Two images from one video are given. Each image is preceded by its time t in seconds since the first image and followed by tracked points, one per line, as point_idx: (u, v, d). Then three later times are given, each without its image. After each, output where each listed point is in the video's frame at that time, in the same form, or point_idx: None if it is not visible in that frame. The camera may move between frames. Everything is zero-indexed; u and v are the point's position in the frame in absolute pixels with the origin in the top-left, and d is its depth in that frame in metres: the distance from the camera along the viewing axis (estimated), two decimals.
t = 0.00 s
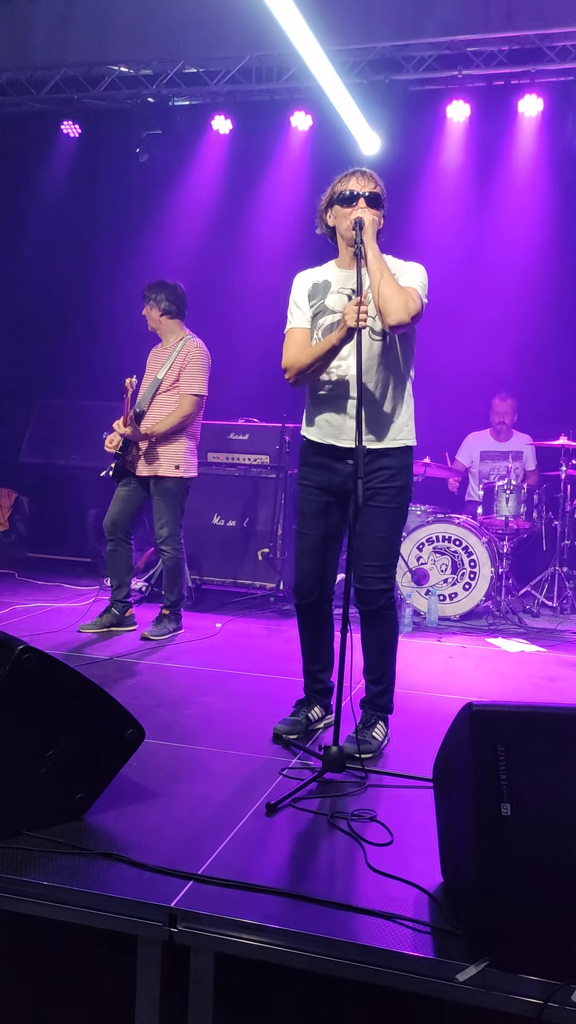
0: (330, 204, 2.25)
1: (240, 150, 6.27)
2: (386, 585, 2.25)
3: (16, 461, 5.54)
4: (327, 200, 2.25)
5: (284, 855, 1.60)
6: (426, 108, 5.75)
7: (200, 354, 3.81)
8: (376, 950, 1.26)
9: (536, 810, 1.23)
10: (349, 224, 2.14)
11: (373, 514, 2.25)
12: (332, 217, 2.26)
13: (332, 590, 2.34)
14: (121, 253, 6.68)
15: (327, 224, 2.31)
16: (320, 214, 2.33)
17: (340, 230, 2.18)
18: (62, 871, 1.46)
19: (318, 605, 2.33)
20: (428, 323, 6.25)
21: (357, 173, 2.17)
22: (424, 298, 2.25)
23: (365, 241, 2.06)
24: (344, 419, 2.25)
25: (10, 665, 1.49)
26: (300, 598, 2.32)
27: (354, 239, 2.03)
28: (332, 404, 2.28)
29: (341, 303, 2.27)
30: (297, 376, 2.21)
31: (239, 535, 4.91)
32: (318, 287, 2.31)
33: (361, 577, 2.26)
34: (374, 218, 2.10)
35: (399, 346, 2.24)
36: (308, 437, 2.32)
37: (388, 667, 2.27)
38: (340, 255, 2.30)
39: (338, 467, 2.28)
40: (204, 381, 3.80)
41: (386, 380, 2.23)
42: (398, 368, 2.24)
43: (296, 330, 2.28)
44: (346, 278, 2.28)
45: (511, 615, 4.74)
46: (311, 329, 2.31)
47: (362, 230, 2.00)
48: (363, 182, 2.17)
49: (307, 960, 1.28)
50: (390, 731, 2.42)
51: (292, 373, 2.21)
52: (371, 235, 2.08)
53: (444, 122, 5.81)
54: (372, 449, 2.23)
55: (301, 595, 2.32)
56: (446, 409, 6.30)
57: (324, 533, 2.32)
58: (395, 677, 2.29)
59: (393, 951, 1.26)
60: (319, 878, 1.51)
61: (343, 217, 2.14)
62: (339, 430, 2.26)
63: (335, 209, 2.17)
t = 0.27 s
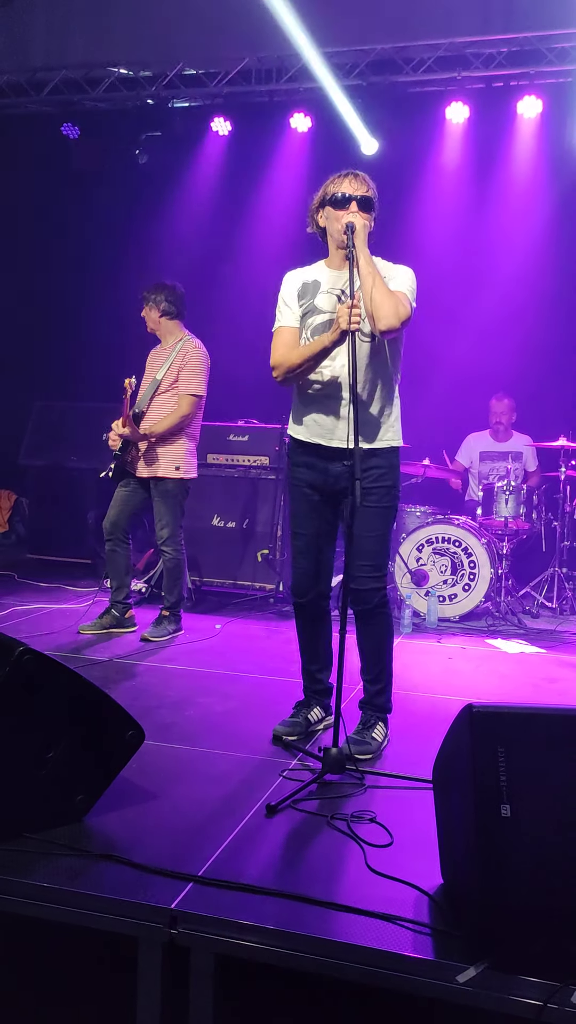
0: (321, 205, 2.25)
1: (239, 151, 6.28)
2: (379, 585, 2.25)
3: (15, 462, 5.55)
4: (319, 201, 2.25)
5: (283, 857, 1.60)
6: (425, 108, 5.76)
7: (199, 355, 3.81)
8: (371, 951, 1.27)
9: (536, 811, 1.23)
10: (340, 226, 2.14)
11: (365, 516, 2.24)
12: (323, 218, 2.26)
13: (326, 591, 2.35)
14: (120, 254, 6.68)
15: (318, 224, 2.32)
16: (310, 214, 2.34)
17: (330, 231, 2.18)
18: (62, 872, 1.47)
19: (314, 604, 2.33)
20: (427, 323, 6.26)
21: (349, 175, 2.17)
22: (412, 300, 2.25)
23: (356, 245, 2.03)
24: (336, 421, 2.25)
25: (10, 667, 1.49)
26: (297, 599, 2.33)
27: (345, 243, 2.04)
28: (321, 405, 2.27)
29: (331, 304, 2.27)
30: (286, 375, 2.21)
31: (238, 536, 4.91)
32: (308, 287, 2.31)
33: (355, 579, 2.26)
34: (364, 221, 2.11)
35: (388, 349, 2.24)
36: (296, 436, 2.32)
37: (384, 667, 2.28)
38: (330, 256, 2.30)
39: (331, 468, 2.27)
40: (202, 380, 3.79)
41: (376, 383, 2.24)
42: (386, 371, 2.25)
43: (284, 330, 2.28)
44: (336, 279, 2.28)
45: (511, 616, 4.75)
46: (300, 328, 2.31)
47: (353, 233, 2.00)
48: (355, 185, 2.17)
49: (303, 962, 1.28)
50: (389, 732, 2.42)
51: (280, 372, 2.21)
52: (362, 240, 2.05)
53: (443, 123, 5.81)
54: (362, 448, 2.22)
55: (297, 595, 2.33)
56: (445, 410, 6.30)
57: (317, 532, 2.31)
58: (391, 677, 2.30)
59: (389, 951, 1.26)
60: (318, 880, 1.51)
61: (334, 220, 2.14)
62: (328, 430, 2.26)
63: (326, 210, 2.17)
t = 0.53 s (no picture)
0: (314, 206, 2.25)
1: (238, 152, 6.27)
2: (376, 586, 2.24)
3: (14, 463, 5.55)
4: (312, 202, 2.25)
5: (281, 857, 1.60)
6: (424, 109, 5.76)
7: (198, 354, 3.81)
8: (370, 951, 1.26)
9: (534, 811, 1.23)
10: (333, 225, 2.13)
11: (362, 516, 2.24)
12: (316, 218, 2.26)
13: (322, 591, 2.34)
14: (119, 254, 6.68)
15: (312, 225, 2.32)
16: (304, 217, 2.34)
17: (324, 232, 2.18)
18: (59, 872, 1.46)
19: (312, 605, 2.33)
20: (426, 323, 6.26)
21: (342, 176, 2.18)
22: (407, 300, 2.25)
23: (350, 245, 2.03)
24: (331, 423, 2.26)
25: (8, 667, 1.48)
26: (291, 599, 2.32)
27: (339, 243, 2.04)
28: (315, 407, 2.28)
29: (326, 304, 2.27)
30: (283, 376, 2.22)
31: (236, 536, 4.91)
32: (303, 288, 2.31)
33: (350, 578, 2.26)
34: (358, 220, 2.10)
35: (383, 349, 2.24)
36: (292, 437, 2.32)
37: (383, 667, 2.27)
38: (324, 256, 2.30)
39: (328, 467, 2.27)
40: (201, 380, 3.78)
41: (370, 383, 2.23)
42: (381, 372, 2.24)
43: (281, 331, 2.28)
44: (330, 280, 2.28)
45: (510, 615, 4.74)
46: (296, 329, 2.31)
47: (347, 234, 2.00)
48: (348, 185, 2.17)
49: (300, 962, 1.28)
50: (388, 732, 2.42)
51: (277, 374, 2.21)
52: (355, 241, 2.04)
53: (442, 123, 5.80)
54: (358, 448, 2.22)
55: (293, 596, 2.32)
56: (444, 410, 6.31)
57: (312, 532, 2.31)
58: (390, 677, 2.30)
59: (386, 951, 1.26)
60: (316, 880, 1.51)
61: (328, 219, 2.14)
62: (325, 433, 2.26)
63: (320, 211, 2.17)
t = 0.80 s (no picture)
0: (314, 207, 2.25)
1: (235, 151, 6.27)
2: (379, 586, 2.25)
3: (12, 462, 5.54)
4: (311, 202, 2.25)
5: (280, 857, 1.60)
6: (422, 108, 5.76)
7: (196, 354, 3.81)
8: (369, 951, 1.26)
9: (532, 810, 1.23)
10: (333, 226, 2.13)
11: (365, 517, 2.24)
12: (315, 220, 2.25)
13: (323, 591, 2.34)
14: (117, 253, 6.66)
15: (312, 227, 2.32)
16: (304, 220, 2.35)
17: (324, 232, 2.17)
18: (57, 872, 1.46)
19: (312, 605, 2.33)
20: (424, 322, 6.26)
21: (339, 175, 2.17)
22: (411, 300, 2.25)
23: (351, 243, 2.04)
24: (331, 422, 2.25)
25: (6, 667, 1.47)
26: (293, 599, 2.32)
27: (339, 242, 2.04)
28: (319, 408, 2.27)
29: (328, 305, 2.26)
30: (288, 379, 2.22)
31: (235, 535, 4.91)
32: (306, 291, 2.31)
33: (352, 578, 2.26)
34: (358, 219, 2.10)
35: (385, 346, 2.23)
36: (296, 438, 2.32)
37: (384, 667, 2.27)
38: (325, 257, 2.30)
39: (329, 468, 2.27)
40: (199, 380, 3.78)
41: (373, 380, 2.22)
42: (384, 368, 2.23)
43: (285, 334, 2.29)
44: (332, 280, 2.28)
45: (508, 613, 4.75)
46: (300, 332, 2.31)
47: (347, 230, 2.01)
48: (346, 185, 2.17)
49: (299, 961, 1.28)
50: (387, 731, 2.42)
51: (281, 377, 2.22)
52: (356, 238, 2.05)
53: (439, 123, 5.81)
54: (361, 448, 2.22)
55: (296, 597, 2.33)
56: (442, 409, 6.30)
57: (315, 532, 2.31)
58: (390, 676, 2.30)
59: (386, 950, 1.26)
60: (315, 879, 1.51)
61: (328, 221, 2.13)
62: (327, 432, 2.26)
63: (319, 212, 2.17)
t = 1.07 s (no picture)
0: (319, 201, 2.24)
1: (231, 150, 6.29)
2: (381, 585, 2.25)
3: (7, 462, 5.53)
4: (317, 198, 2.25)
5: (277, 857, 1.59)
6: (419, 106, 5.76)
7: (193, 354, 3.80)
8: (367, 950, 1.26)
9: (528, 809, 1.23)
10: (338, 222, 2.13)
11: (369, 517, 2.24)
12: (321, 215, 2.25)
13: (324, 590, 2.33)
14: (113, 252, 6.66)
15: (317, 222, 2.31)
16: (308, 213, 2.34)
17: (329, 228, 2.16)
18: (52, 872, 1.46)
19: (312, 605, 2.33)
20: (420, 321, 6.26)
21: (347, 171, 2.17)
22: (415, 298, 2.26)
23: (355, 238, 2.06)
24: (336, 420, 2.24)
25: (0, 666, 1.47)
26: (293, 600, 2.32)
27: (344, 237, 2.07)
28: (322, 406, 2.27)
29: (332, 302, 2.26)
30: (291, 376, 2.21)
31: (231, 535, 4.90)
32: (308, 287, 2.30)
33: (355, 577, 2.26)
34: (363, 217, 2.10)
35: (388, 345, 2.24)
36: (302, 438, 2.32)
37: (382, 667, 2.27)
38: (329, 253, 2.29)
39: (330, 468, 2.27)
40: (196, 379, 3.77)
41: (379, 378, 2.23)
42: (389, 366, 2.24)
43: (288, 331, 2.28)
44: (336, 278, 2.27)
45: (504, 612, 4.75)
46: (303, 329, 2.31)
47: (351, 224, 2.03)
48: (353, 179, 2.17)
49: (296, 960, 1.28)
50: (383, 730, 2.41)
51: (284, 373, 2.21)
52: (360, 233, 2.08)
53: (436, 121, 5.84)
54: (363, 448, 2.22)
55: (297, 597, 2.32)
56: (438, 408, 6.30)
57: (317, 532, 2.31)
58: (388, 676, 2.30)
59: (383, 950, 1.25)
60: (311, 879, 1.50)
61: (332, 216, 2.13)
62: (332, 431, 2.25)
63: (324, 208, 2.16)
